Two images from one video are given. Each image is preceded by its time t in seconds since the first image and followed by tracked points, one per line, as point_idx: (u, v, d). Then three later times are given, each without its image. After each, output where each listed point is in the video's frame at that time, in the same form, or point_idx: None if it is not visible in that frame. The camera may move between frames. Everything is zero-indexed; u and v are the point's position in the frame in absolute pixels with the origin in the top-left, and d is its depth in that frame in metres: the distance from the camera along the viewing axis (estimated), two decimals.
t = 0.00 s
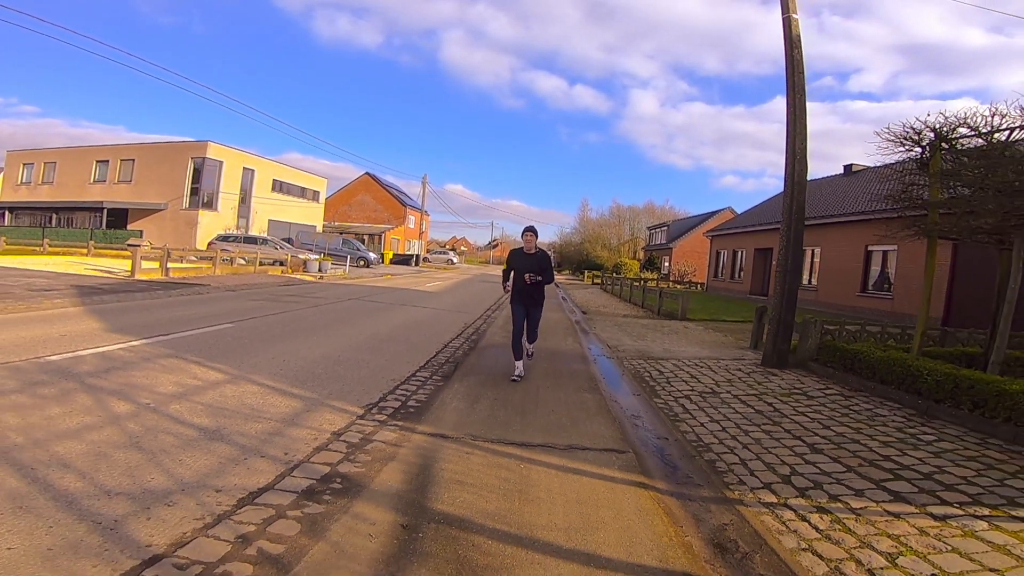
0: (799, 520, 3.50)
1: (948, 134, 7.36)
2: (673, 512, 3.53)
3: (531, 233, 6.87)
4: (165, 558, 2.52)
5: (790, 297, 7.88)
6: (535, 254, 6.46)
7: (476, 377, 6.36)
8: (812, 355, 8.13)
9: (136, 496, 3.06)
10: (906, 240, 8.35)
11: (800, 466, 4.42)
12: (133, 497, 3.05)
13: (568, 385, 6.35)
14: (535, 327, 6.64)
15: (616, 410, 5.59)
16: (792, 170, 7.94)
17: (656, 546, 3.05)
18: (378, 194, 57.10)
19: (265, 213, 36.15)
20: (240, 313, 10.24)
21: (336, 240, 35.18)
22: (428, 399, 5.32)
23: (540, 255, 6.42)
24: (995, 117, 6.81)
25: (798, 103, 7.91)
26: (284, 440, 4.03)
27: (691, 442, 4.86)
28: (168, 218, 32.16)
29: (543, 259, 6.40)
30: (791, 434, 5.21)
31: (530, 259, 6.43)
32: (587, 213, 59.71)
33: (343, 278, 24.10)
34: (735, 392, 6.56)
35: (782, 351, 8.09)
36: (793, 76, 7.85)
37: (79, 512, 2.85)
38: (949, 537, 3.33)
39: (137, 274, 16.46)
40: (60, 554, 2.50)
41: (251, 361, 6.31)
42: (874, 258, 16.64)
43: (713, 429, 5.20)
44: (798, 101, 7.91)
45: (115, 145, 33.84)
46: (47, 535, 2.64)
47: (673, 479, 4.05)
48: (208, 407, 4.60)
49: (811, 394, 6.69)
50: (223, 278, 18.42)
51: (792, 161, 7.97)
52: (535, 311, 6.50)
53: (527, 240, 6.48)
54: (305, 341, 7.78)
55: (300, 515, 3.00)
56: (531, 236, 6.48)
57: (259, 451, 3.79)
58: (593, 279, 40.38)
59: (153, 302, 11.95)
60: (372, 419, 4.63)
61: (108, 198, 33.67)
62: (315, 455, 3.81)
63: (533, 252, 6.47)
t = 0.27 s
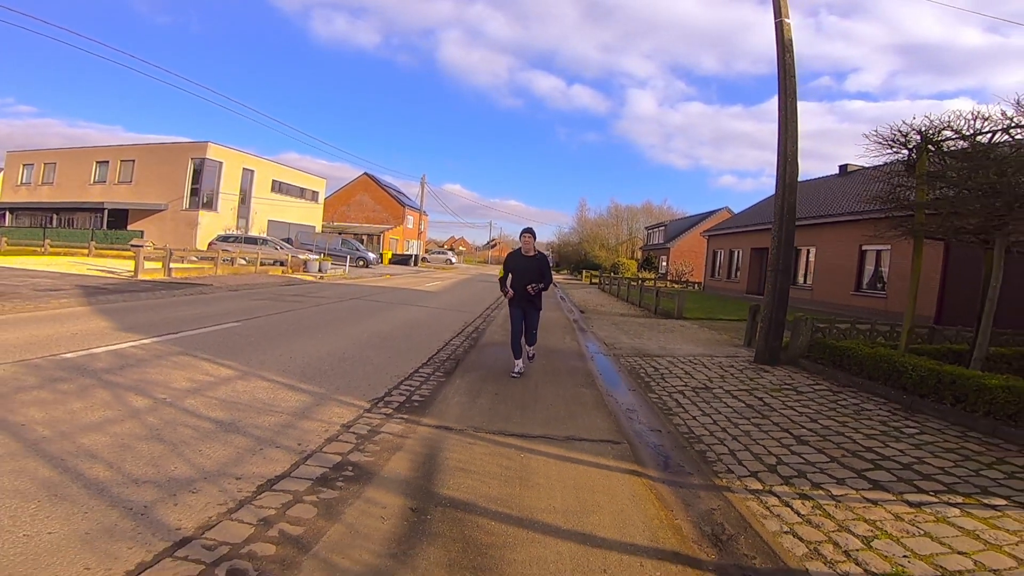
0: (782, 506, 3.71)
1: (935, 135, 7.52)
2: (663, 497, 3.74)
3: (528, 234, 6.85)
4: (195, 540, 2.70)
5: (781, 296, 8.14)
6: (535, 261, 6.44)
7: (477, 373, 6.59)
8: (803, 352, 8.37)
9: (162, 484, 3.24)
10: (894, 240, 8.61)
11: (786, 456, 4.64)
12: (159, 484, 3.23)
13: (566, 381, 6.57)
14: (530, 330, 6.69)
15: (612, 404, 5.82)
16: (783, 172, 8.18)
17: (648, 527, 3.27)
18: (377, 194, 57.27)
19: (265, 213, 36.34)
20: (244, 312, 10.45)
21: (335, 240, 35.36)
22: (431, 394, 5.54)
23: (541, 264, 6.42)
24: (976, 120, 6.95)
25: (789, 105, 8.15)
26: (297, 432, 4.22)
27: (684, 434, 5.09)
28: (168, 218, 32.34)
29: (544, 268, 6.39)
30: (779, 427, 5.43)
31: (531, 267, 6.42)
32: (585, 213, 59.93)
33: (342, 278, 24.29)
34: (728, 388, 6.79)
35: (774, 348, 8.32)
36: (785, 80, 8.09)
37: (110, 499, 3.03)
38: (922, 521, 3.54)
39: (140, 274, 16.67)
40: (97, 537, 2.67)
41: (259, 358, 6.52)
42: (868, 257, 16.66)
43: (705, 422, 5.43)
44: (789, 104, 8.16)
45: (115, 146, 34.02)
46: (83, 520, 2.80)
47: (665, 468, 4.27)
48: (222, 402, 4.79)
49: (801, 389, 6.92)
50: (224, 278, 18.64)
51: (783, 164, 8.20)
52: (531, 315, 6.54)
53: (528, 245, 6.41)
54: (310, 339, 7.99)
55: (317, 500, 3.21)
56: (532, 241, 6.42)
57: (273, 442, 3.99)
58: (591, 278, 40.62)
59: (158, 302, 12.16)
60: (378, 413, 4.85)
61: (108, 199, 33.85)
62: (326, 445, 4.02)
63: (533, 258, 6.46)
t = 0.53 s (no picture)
0: (766, 493, 3.92)
1: (921, 137, 7.75)
2: (654, 484, 3.97)
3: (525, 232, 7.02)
4: (220, 523, 2.90)
5: (772, 294, 8.38)
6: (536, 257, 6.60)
7: (478, 370, 6.81)
8: (795, 349, 8.59)
9: (186, 472, 3.43)
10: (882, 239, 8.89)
11: (773, 447, 4.86)
12: (183, 473, 3.42)
13: (563, 377, 6.79)
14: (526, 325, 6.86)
15: (608, 399, 6.05)
16: (775, 173, 8.41)
17: (640, 510, 3.49)
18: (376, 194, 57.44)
19: (264, 213, 36.51)
20: (249, 311, 10.66)
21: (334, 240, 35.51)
22: (434, 389, 5.76)
23: (541, 260, 6.59)
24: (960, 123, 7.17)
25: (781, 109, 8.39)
26: (309, 424, 4.42)
27: (676, 426, 5.32)
28: (168, 219, 32.53)
29: (545, 264, 6.56)
30: (769, 420, 5.66)
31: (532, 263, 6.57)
32: (583, 213, 60.14)
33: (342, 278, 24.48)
34: (721, 383, 7.02)
35: (766, 345, 8.55)
36: (777, 84, 8.32)
37: (139, 486, 3.21)
38: (898, 507, 3.75)
39: (144, 274, 16.88)
40: (130, 522, 2.84)
41: (267, 355, 6.73)
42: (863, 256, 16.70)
43: (697, 415, 5.65)
44: (781, 107, 8.39)
45: (115, 146, 34.19)
46: (116, 506, 2.98)
47: (657, 458, 4.48)
48: (235, 396, 4.99)
49: (792, 385, 7.15)
50: (227, 278, 18.84)
51: (775, 165, 8.43)
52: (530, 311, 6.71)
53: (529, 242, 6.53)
54: (315, 337, 8.20)
55: (331, 486, 3.43)
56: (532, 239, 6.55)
57: (287, 434, 4.19)
58: (589, 278, 40.82)
59: (164, 301, 12.37)
60: (384, 406, 5.07)
61: (109, 199, 34.02)
62: (336, 436, 4.23)
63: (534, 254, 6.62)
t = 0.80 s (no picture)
0: (753, 481, 4.12)
1: (907, 138, 7.98)
2: (646, 471, 4.18)
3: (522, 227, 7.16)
4: (242, 508, 3.09)
5: (764, 293, 8.62)
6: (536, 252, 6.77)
7: (479, 366, 7.02)
8: (787, 346, 8.82)
9: (206, 462, 3.62)
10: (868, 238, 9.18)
11: (761, 439, 5.07)
12: (204, 463, 3.61)
13: (562, 373, 7.01)
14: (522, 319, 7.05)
15: (605, 394, 6.27)
16: (767, 174, 8.63)
17: (634, 496, 3.70)
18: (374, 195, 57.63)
19: (264, 214, 36.70)
20: (253, 311, 10.86)
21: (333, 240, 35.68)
22: (437, 385, 5.97)
23: (540, 255, 6.76)
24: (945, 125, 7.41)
25: (773, 112, 8.61)
26: (319, 418, 4.63)
27: (669, 419, 5.53)
28: (169, 220, 32.71)
29: (544, 258, 6.75)
30: (759, 414, 5.87)
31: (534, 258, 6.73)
32: (581, 213, 60.40)
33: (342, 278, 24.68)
34: (714, 379, 7.25)
35: (759, 343, 8.78)
36: (770, 88, 8.55)
37: (163, 475, 3.40)
38: (877, 495, 3.95)
39: (147, 275, 17.07)
40: (159, 508, 3.01)
41: (274, 353, 6.92)
42: (857, 255, 16.79)
43: (690, 409, 5.87)
44: (773, 110, 8.61)
45: (116, 147, 34.36)
46: (143, 493, 3.16)
47: (650, 449, 4.69)
48: (247, 392, 5.19)
49: (783, 381, 7.38)
50: (228, 279, 19.04)
51: (767, 167, 8.65)
52: (528, 305, 6.89)
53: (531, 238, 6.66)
54: (320, 335, 8.40)
55: (343, 474, 3.63)
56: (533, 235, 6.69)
57: (299, 426, 4.39)
58: (587, 277, 41.06)
59: (168, 301, 12.56)
60: (389, 401, 5.27)
61: (109, 200, 34.18)
62: (345, 428, 4.44)
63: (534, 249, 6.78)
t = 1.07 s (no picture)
0: (740, 470, 4.33)
1: (894, 141, 8.22)
2: (639, 461, 4.40)
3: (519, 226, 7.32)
4: (262, 495, 3.30)
5: (758, 292, 8.85)
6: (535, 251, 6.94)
7: (480, 364, 7.24)
8: (780, 344, 9.06)
9: (225, 453, 3.82)
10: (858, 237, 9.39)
11: (750, 432, 5.29)
12: (223, 454, 3.81)
13: (560, 370, 7.23)
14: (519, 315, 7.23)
15: (602, 390, 6.49)
16: (759, 176, 8.87)
17: (628, 483, 3.92)
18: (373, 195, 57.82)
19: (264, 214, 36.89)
20: (257, 311, 11.07)
21: (332, 241, 35.87)
22: (440, 381, 6.19)
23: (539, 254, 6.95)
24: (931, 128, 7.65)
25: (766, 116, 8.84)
26: (329, 412, 4.84)
27: (663, 413, 5.75)
28: (170, 220, 32.90)
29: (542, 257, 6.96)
30: (750, 408, 6.09)
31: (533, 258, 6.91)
32: (580, 213, 60.66)
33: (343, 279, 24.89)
34: (708, 376, 7.48)
35: (752, 341, 9.02)
36: (762, 92, 8.79)
37: (186, 465, 3.59)
38: (858, 483, 4.15)
39: (150, 275, 17.27)
40: (184, 494, 3.21)
41: (281, 351, 7.13)
42: (852, 254, 16.94)
43: (683, 404, 6.09)
44: (766, 114, 8.85)
45: (117, 149, 34.54)
46: (169, 481, 3.36)
47: (644, 440, 4.91)
48: (258, 388, 5.39)
49: (774, 377, 7.61)
50: (231, 279, 19.25)
51: (760, 169, 8.88)
52: (528, 303, 7.10)
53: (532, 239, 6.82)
54: (324, 334, 8.61)
55: (354, 463, 3.84)
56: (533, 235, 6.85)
57: (310, 420, 4.59)
58: (586, 277, 41.28)
59: (173, 301, 12.76)
60: (395, 396, 5.49)
61: (110, 201, 34.34)
62: (353, 422, 4.65)
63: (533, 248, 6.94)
